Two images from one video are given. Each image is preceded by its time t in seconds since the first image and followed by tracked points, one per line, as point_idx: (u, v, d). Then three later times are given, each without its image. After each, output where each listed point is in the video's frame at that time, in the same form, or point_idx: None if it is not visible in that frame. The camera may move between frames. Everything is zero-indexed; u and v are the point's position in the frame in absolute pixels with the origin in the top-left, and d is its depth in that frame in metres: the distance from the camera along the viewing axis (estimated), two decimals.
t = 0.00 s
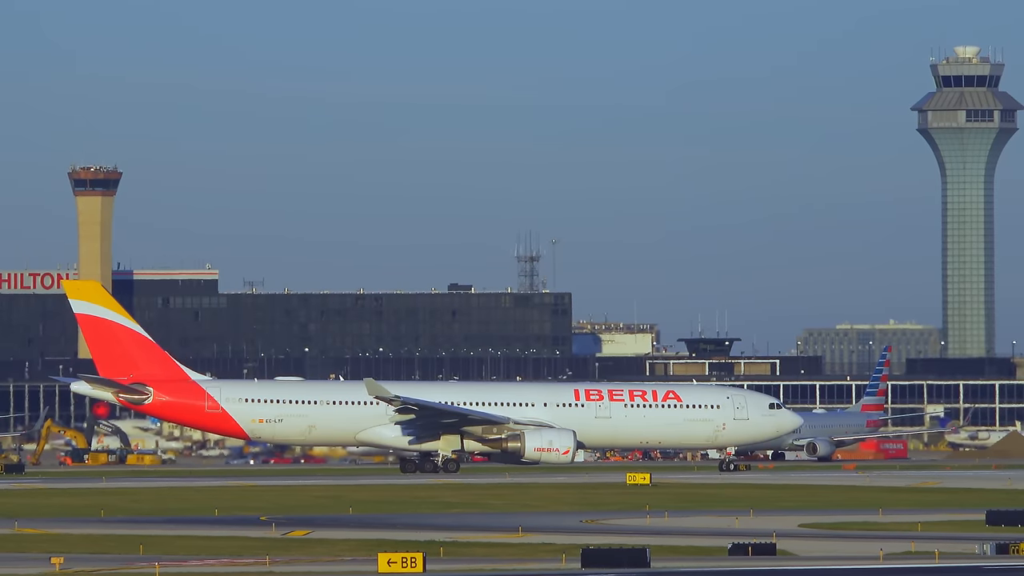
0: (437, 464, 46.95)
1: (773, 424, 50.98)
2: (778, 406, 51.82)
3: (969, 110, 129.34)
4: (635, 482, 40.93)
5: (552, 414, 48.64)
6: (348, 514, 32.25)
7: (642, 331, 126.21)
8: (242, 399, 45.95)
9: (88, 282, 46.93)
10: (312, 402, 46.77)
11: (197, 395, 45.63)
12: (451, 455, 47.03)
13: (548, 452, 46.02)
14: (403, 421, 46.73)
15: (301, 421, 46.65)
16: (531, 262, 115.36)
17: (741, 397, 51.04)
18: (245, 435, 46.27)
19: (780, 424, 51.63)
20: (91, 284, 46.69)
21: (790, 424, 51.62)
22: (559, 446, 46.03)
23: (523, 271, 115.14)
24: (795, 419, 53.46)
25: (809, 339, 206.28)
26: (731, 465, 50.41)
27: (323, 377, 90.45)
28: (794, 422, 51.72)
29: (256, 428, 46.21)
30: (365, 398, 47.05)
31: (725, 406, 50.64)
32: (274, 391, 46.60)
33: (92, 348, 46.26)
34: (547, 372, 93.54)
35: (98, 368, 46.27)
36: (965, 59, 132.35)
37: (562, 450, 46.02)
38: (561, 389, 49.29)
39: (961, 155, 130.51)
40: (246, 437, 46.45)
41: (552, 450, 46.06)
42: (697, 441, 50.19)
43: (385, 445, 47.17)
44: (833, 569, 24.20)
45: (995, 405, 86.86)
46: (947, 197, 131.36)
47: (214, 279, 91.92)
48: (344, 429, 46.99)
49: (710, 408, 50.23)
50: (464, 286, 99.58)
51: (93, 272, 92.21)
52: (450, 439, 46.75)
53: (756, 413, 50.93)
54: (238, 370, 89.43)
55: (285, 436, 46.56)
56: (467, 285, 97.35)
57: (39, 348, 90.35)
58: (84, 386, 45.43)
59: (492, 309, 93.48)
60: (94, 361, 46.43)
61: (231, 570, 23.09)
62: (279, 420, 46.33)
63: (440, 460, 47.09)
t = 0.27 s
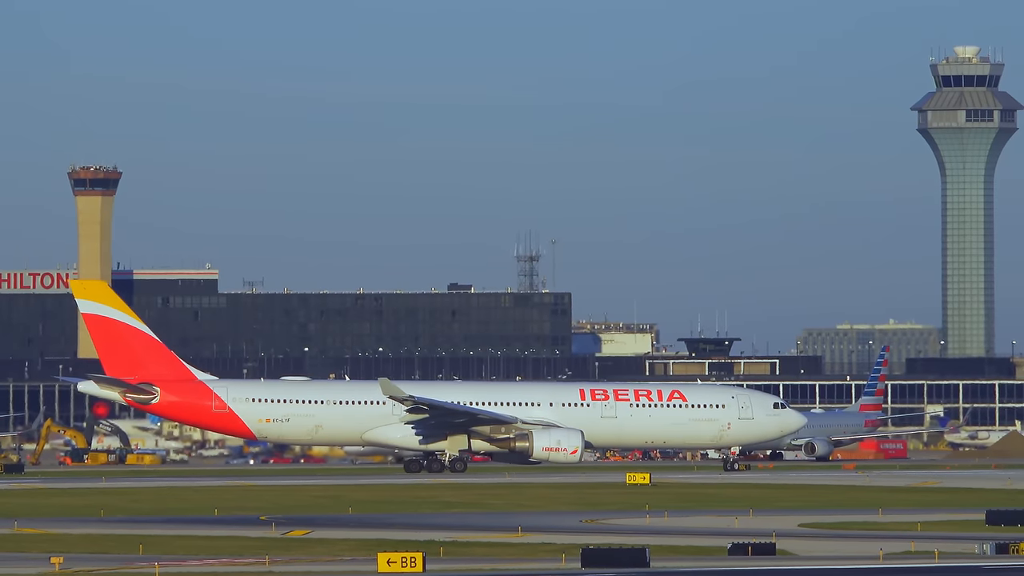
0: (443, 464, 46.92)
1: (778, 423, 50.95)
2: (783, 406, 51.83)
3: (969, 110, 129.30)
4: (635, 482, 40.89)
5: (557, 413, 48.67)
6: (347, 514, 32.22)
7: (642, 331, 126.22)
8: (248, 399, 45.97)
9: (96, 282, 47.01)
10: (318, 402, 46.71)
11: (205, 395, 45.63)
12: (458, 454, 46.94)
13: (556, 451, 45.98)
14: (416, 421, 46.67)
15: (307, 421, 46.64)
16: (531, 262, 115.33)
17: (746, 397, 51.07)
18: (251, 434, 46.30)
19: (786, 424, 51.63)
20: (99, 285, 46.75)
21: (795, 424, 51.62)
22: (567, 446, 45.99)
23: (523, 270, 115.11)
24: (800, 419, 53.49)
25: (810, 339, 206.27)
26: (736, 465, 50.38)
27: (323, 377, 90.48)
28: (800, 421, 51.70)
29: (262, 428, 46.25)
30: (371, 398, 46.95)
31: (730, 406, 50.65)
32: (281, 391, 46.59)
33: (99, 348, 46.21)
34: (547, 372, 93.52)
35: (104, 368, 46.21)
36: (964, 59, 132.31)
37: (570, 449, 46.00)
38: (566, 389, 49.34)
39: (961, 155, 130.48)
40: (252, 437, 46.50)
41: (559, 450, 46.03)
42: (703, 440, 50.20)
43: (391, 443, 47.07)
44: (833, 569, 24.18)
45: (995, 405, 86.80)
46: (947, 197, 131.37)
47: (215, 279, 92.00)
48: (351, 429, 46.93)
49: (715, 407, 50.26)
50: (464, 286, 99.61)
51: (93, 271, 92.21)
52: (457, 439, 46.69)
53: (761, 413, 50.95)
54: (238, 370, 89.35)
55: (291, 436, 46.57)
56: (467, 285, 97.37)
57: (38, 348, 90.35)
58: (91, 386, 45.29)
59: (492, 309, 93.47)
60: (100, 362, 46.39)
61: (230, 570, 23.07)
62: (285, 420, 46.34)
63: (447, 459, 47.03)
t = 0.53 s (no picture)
0: (449, 464, 46.94)
1: (781, 423, 51.06)
2: (786, 406, 51.92)
3: (967, 111, 129.35)
4: (634, 482, 40.94)
5: (562, 414, 48.70)
6: (346, 515, 32.23)
7: (642, 331, 126.27)
8: (254, 399, 45.88)
9: (100, 283, 46.91)
10: (324, 403, 46.67)
11: (210, 395, 45.60)
12: (465, 455, 47.00)
13: (563, 452, 46.01)
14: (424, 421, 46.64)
15: (313, 421, 46.57)
16: (530, 262, 115.35)
17: (750, 397, 51.14)
18: (257, 435, 46.19)
19: (788, 424, 51.73)
20: (103, 284, 46.67)
21: (798, 424, 51.73)
22: (574, 446, 46.02)
23: (523, 271, 115.14)
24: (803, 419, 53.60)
25: (809, 339, 206.32)
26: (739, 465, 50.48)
27: (323, 377, 90.51)
28: (802, 421, 51.86)
29: (268, 428, 46.13)
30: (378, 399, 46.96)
31: (733, 406, 50.73)
32: (286, 391, 46.53)
33: (104, 348, 46.12)
34: (546, 372, 93.58)
35: (109, 368, 46.12)
36: (963, 59, 132.34)
37: (576, 450, 46.03)
38: (571, 389, 49.36)
39: (960, 156, 130.53)
40: (258, 438, 46.38)
41: (566, 450, 46.06)
42: (706, 441, 50.29)
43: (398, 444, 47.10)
44: (832, 569, 24.20)
45: (994, 405, 87.14)
46: (945, 198, 131.47)
47: (213, 280, 91.99)
48: (356, 429, 46.91)
49: (718, 408, 50.32)
50: (463, 286, 99.67)
51: (92, 272, 92.23)
52: (462, 440, 46.76)
53: (764, 413, 51.03)
54: (237, 371, 89.35)
55: (297, 436, 46.48)
56: (466, 285, 97.43)
57: (37, 348, 90.36)
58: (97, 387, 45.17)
59: (491, 309, 93.48)
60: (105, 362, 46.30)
61: (230, 570, 23.10)
62: (291, 421, 46.25)
63: (453, 460, 47.08)
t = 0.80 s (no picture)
0: (458, 463, 47.01)
1: (787, 422, 51.05)
2: (792, 405, 51.93)
3: (968, 110, 129.31)
4: (635, 481, 40.91)
5: (568, 413, 48.71)
6: (346, 514, 32.22)
7: (642, 331, 126.23)
8: (262, 398, 45.86)
9: (109, 282, 46.86)
10: (332, 402, 46.66)
11: (219, 395, 45.53)
12: (472, 454, 47.11)
13: (572, 451, 46.13)
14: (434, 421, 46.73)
15: (321, 420, 46.57)
16: (531, 262, 115.32)
17: (756, 396, 51.11)
18: (265, 434, 46.17)
19: (794, 424, 51.75)
20: (111, 284, 46.64)
21: (803, 424, 51.73)
22: (583, 446, 46.14)
23: (523, 270, 115.11)
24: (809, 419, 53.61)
25: (809, 339, 206.26)
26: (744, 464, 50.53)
27: (323, 377, 90.53)
28: (808, 420, 51.86)
29: (276, 428, 46.11)
30: (385, 398, 46.97)
31: (739, 406, 50.71)
32: (294, 391, 46.49)
33: (112, 347, 46.07)
34: (547, 372, 93.56)
35: (117, 367, 46.10)
36: (964, 59, 132.31)
37: (585, 449, 46.16)
38: (577, 389, 49.37)
39: (960, 155, 130.52)
40: (266, 437, 46.36)
41: (575, 450, 46.18)
42: (712, 440, 50.29)
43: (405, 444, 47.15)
44: (833, 569, 24.18)
45: (994, 405, 86.77)
46: (946, 197, 131.41)
47: (214, 279, 92.02)
48: (364, 428, 46.92)
49: (724, 407, 50.31)
50: (464, 286, 99.65)
51: (93, 271, 92.28)
52: (470, 439, 46.87)
53: (770, 413, 51.03)
54: (238, 370, 89.35)
55: (305, 435, 46.44)
56: (466, 285, 97.43)
57: (38, 348, 90.45)
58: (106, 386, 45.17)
59: (492, 309, 93.46)
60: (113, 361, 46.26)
61: (230, 570, 23.07)
62: (299, 420, 46.22)
63: (461, 459, 47.19)
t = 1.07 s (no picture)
0: (466, 463, 47.09)
1: (792, 422, 51.10)
2: (797, 405, 51.98)
3: (968, 110, 129.29)
4: (635, 481, 40.86)
5: (574, 413, 48.72)
6: (346, 514, 32.19)
7: (643, 331, 126.20)
8: (269, 398, 45.79)
9: (116, 282, 46.74)
10: (340, 402, 46.63)
11: (227, 395, 45.41)
12: (480, 454, 47.18)
13: (580, 451, 46.23)
14: (444, 420, 46.83)
15: (328, 420, 46.50)
16: (531, 262, 115.29)
17: (761, 397, 51.16)
18: (273, 434, 46.07)
19: (800, 424, 51.80)
20: (120, 284, 46.57)
21: (809, 424, 51.79)
22: (591, 446, 46.23)
23: (523, 270, 115.10)
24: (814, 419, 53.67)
25: (810, 339, 206.23)
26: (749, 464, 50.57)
27: (323, 376, 90.50)
28: (813, 420, 51.93)
29: (284, 428, 46.03)
30: (394, 398, 47.03)
31: (744, 406, 50.75)
32: (302, 391, 46.45)
33: (120, 346, 45.98)
34: (547, 372, 93.54)
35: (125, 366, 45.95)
36: (964, 59, 132.32)
37: (593, 449, 46.25)
38: (583, 389, 49.37)
39: (960, 155, 130.52)
40: (273, 437, 46.27)
41: (583, 450, 46.27)
42: (718, 440, 50.31)
43: (412, 444, 47.16)
44: (834, 569, 24.17)
45: (995, 405, 86.72)
46: (947, 197, 131.38)
47: (214, 279, 92.02)
48: (372, 428, 46.92)
49: (730, 407, 50.35)
50: (464, 286, 99.64)
51: (93, 271, 92.36)
52: (477, 439, 46.88)
53: (775, 413, 51.09)
54: (238, 370, 89.34)
55: (313, 435, 46.38)
56: (466, 284, 97.46)
57: (38, 348, 90.52)
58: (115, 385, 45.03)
59: (492, 309, 93.49)
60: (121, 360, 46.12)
61: (230, 570, 23.05)
62: (307, 420, 46.18)
63: (469, 459, 47.26)
